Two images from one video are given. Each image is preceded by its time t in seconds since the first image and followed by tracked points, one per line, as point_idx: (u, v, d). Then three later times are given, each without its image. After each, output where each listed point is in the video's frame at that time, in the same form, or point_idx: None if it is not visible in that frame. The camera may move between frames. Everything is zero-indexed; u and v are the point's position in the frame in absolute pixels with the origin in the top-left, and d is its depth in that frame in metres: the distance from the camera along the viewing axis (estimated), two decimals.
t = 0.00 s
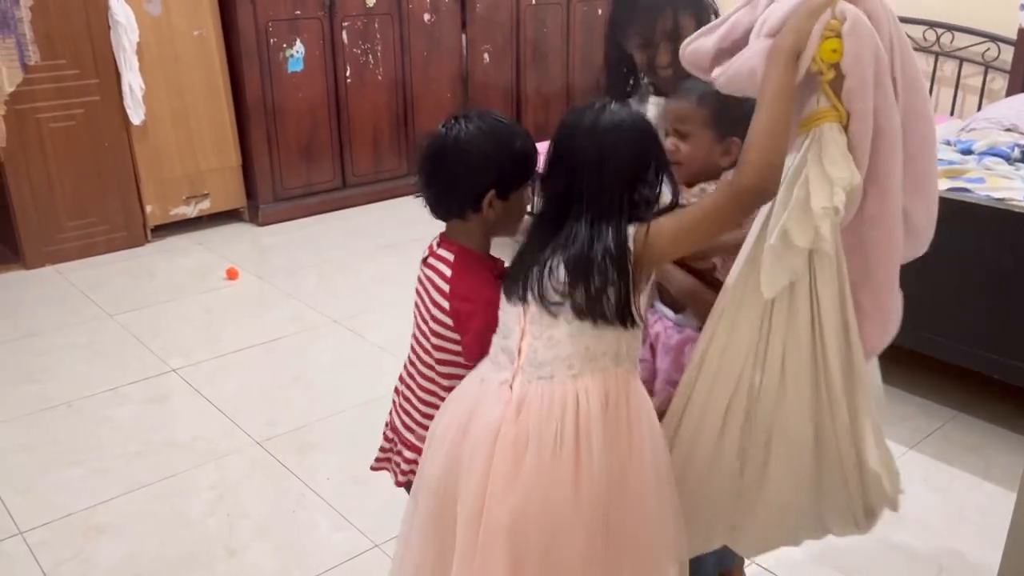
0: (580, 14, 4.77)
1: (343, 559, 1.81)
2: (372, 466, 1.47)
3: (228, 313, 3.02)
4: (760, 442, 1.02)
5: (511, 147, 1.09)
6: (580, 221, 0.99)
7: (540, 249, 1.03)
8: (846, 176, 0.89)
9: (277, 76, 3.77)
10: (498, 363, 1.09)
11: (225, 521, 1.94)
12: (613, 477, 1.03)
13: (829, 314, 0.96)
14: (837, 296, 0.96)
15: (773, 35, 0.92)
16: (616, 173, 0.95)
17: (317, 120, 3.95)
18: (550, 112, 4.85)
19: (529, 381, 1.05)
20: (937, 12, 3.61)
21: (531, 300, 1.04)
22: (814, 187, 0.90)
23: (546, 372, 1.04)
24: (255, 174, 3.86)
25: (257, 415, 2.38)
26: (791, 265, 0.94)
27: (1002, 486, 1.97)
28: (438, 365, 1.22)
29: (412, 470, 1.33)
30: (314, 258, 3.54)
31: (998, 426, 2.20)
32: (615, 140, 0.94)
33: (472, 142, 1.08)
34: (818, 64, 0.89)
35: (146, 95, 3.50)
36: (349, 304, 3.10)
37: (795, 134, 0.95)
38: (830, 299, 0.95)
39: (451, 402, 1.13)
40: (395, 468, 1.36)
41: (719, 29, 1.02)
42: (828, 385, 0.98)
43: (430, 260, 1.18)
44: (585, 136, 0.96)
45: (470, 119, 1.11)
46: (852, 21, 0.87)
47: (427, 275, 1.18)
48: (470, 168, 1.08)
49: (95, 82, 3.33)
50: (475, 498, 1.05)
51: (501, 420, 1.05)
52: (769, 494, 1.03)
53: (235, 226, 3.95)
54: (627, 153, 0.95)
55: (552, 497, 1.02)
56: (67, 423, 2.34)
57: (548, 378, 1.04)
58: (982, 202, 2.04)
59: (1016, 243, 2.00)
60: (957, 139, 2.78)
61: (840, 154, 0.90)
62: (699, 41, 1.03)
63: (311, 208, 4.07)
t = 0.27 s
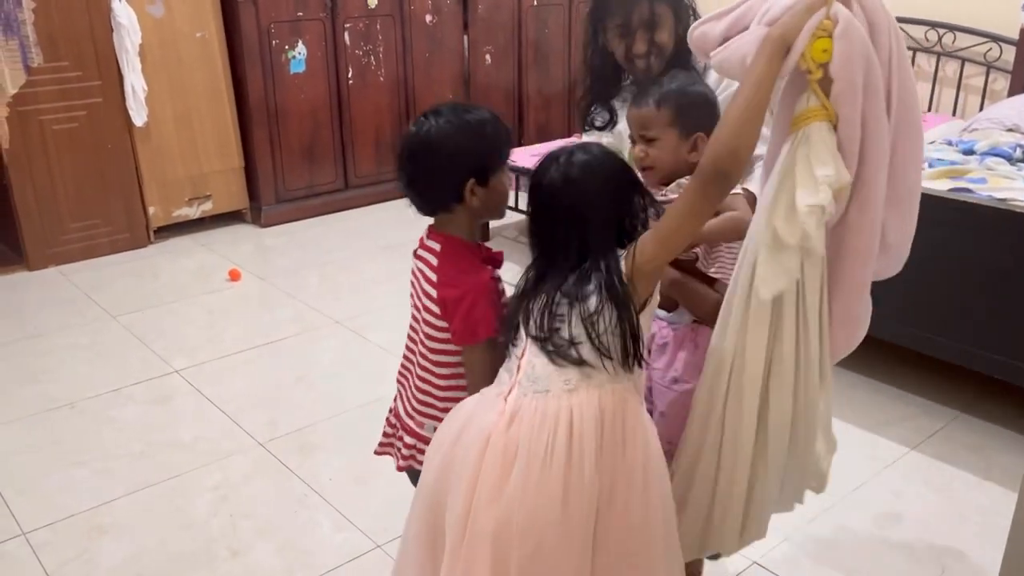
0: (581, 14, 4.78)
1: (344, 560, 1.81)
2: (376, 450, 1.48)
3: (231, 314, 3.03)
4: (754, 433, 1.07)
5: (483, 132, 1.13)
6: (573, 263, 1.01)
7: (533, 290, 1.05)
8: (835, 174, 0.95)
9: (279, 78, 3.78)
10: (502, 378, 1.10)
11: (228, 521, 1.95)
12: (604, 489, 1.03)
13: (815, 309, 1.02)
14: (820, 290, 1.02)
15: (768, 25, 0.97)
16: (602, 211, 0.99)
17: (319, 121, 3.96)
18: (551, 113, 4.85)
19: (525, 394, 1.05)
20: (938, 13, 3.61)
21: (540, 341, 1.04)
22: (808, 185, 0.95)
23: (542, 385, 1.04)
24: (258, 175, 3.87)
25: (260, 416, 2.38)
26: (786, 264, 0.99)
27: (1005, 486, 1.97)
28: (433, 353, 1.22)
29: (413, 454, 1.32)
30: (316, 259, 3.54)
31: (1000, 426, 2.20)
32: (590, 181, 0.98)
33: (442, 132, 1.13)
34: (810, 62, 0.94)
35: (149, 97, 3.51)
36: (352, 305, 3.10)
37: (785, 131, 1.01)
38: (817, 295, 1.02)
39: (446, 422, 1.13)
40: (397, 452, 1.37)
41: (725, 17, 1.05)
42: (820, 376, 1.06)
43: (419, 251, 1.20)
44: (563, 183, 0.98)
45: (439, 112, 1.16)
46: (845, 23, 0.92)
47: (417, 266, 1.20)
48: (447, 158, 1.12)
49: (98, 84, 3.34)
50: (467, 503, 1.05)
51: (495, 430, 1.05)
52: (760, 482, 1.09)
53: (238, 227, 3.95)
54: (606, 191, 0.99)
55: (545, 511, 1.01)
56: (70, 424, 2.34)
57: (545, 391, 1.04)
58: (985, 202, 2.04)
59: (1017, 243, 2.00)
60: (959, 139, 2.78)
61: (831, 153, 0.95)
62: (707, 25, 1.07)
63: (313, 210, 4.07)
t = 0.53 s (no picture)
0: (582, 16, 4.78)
1: (345, 562, 1.81)
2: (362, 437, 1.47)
3: (232, 316, 3.03)
4: (734, 447, 1.02)
5: (449, 127, 1.15)
6: (549, 298, 1.02)
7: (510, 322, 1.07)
8: (796, 167, 0.89)
9: (281, 80, 3.78)
10: (493, 400, 1.11)
11: (230, 523, 1.95)
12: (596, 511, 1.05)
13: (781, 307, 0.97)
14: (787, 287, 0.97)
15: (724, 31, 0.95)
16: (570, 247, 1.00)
17: (320, 123, 3.96)
18: (552, 115, 4.86)
19: (516, 418, 1.06)
20: (939, 13, 3.61)
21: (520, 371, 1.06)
22: (764, 178, 0.89)
23: (535, 409, 1.05)
24: (260, 177, 3.87)
25: (262, 417, 2.38)
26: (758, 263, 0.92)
27: (1007, 487, 1.97)
28: (408, 347, 1.24)
29: (393, 443, 1.33)
30: (318, 261, 3.54)
31: (1003, 427, 2.20)
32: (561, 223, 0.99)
33: (410, 130, 1.15)
34: (762, 61, 0.91)
35: (151, 99, 3.51)
36: (353, 307, 3.10)
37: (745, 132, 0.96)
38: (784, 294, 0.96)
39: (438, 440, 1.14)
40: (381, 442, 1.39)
41: (695, 20, 1.03)
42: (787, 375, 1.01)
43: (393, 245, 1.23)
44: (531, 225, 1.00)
45: (408, 110, 1.18)
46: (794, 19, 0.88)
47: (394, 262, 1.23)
48: (416, 156, 1.15)
49: (100, 87, 3.35)
50: (462, 526, 1.07)
51: (487, 453, 1.06)
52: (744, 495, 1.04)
53: (239, 229, 3.96)
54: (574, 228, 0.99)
55: (539, 533, 1.03)
56: (72, 426, 2.35)
57: (536, 413, 1.05)
58: (987, 202, 2.02)
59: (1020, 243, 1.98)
60: (960, 140, 2.77)
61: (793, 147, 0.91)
62: (676, 32, 1.05)
63: (315, 211, 4.08)
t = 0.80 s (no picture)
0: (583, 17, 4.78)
1: (345, 564, 1.81)
2: (373, 451, 1.48)
3: (233, 317, 3.03)
4: (727, 444, 1.04)
5: (447, 130, 1.16)
6: (524, 309, 1.04)
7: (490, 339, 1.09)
8: (756, 168, 0.92)
9: (281, 82, 3.78)
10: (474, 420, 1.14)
11: (230, 524, 1.95)
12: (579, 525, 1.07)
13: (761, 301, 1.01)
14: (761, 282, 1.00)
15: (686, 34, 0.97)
16: (544, 261, 1.02)
17: (320, 124, 3.96)
18: (552, 116, 4.86)
19: (493, 435, 1.09)
20: (939, 14, 3.61)
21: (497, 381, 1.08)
22: (722, 180, 0.93)
23: (512, 426, 1.08)
24: (260, 179, 3.87)
25: (262, 419, 2.38)
26: (717, 259, 0.96)
27: (1007, 487, 1.97)
28: (410, 351, 1.23)
29: (410, 453, 1.33)
30: (318, 263, 3.54)
31: (1003, 427, 2.20)
32: (540, 237, 1.02)
33: (408, 131, 1.15)
34: (722, 62, 0.93)
35: (151, 101, 3.51)
36: (353, 308, 3.11)
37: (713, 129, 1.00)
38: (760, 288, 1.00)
39: (422, 461, 1.17)
40: (395, 453, 1.39)
41: (666, 26, 1.03)
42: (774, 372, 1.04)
43: (390, 252, 1.23)
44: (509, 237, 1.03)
45: (406, 111, 1.18)
46: (751, 20, 0.91)
47: (390, 269, 1.23)
48: (415, 157, 1.15)
49: (100, 89, 3.35)
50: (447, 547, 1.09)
51: (467, 472, 1.09)
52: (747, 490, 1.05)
53: (240, 231, 3.96)
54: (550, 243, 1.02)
55: (524, 547, 1.05)
56: (72, 428, 2.35)
57: (513, 430, 1.08)
58: (987, 203, 2.02)
59: (1019, 243, 1.98)
60: (960, 140, 2.77)
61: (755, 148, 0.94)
62: (649, 37, 1.04)
63: (316, 213, 4.08)
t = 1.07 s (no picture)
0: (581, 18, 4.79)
1: (344, 566, 1.81)
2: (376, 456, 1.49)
3: (232, 319, 3.03)
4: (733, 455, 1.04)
5: (453, 135, 1.16)
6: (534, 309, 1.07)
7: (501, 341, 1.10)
8: (773, 180, 0.92)
9: (280, 84, 3.78)
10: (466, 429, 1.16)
11: (230, 526, 1.94)
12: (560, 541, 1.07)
13: (771, 314, 1.00)
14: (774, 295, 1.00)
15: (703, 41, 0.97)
16: (558, 261, 1.04)
17: (319, 125, 3.96)
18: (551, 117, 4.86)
19: (482, 445, 1.11)
20: (937, 14, 3.61)
21: (498, 380, 1.10)
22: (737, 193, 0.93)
23: (499, 437, 1.10)
24: (259, 181, 3.87)
25: (261, 421, 2.38)
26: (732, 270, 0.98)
27: (1007, 488, 1.97)
28: (414, 356, 1.25)
29: (415, 458, 1.35)
30: (318, 264, 3.54)
31: (1002, 427, 2.20)
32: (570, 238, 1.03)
33: (412, 134, 1.15)
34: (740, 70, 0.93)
35: (149, 102, 3.51)
36: (352, 310, 3.10)
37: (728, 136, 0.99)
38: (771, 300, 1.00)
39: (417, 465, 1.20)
40: (400, 457, 1.41)
41: (677, 37, 1.05)
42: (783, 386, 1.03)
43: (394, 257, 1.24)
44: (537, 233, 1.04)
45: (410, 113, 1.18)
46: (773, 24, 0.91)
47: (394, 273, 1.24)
48: (419, 161, 1.15)
49: (99, 91, 3.35)
50: (430, 554, 1.11)
51: (453, 481, 1.11)
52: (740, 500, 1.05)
53: (239, 233, 3.96)
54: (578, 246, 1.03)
55: (504, 557, 1.07)
56: (72, 430, 2.35)
57: (502, 441, 1.09)
58: (986, 203, 2.02)
59: (1017, 243, 1.98)
60: (959, 141, 2.77)
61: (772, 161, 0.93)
62: (660, 51, 1.06)
63: (314, 214, 4.07)
